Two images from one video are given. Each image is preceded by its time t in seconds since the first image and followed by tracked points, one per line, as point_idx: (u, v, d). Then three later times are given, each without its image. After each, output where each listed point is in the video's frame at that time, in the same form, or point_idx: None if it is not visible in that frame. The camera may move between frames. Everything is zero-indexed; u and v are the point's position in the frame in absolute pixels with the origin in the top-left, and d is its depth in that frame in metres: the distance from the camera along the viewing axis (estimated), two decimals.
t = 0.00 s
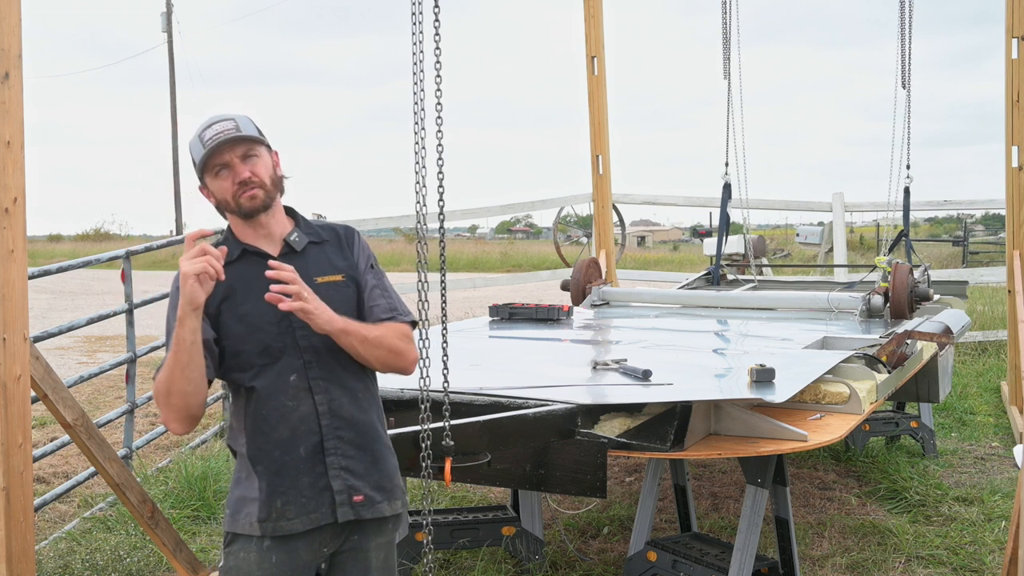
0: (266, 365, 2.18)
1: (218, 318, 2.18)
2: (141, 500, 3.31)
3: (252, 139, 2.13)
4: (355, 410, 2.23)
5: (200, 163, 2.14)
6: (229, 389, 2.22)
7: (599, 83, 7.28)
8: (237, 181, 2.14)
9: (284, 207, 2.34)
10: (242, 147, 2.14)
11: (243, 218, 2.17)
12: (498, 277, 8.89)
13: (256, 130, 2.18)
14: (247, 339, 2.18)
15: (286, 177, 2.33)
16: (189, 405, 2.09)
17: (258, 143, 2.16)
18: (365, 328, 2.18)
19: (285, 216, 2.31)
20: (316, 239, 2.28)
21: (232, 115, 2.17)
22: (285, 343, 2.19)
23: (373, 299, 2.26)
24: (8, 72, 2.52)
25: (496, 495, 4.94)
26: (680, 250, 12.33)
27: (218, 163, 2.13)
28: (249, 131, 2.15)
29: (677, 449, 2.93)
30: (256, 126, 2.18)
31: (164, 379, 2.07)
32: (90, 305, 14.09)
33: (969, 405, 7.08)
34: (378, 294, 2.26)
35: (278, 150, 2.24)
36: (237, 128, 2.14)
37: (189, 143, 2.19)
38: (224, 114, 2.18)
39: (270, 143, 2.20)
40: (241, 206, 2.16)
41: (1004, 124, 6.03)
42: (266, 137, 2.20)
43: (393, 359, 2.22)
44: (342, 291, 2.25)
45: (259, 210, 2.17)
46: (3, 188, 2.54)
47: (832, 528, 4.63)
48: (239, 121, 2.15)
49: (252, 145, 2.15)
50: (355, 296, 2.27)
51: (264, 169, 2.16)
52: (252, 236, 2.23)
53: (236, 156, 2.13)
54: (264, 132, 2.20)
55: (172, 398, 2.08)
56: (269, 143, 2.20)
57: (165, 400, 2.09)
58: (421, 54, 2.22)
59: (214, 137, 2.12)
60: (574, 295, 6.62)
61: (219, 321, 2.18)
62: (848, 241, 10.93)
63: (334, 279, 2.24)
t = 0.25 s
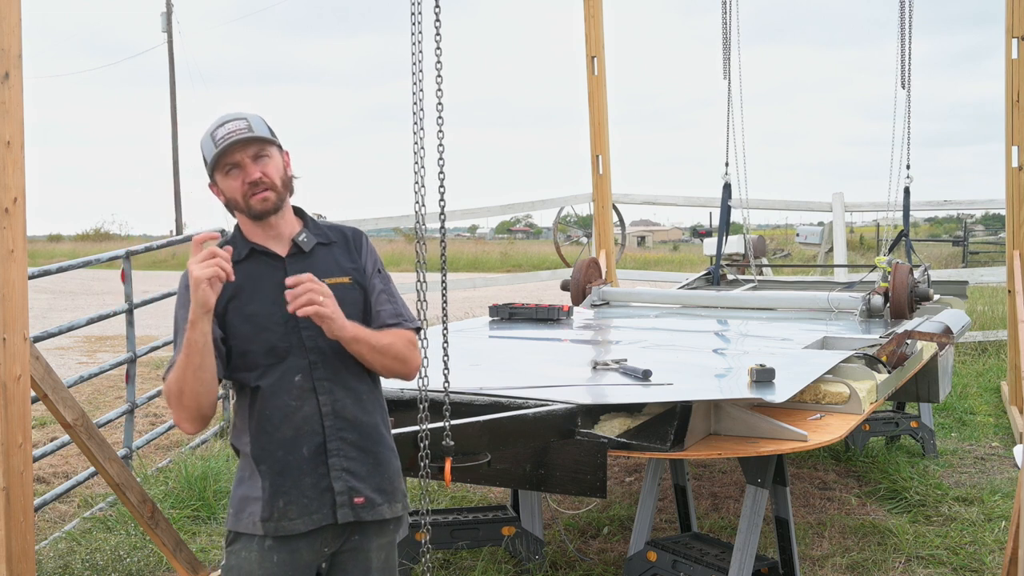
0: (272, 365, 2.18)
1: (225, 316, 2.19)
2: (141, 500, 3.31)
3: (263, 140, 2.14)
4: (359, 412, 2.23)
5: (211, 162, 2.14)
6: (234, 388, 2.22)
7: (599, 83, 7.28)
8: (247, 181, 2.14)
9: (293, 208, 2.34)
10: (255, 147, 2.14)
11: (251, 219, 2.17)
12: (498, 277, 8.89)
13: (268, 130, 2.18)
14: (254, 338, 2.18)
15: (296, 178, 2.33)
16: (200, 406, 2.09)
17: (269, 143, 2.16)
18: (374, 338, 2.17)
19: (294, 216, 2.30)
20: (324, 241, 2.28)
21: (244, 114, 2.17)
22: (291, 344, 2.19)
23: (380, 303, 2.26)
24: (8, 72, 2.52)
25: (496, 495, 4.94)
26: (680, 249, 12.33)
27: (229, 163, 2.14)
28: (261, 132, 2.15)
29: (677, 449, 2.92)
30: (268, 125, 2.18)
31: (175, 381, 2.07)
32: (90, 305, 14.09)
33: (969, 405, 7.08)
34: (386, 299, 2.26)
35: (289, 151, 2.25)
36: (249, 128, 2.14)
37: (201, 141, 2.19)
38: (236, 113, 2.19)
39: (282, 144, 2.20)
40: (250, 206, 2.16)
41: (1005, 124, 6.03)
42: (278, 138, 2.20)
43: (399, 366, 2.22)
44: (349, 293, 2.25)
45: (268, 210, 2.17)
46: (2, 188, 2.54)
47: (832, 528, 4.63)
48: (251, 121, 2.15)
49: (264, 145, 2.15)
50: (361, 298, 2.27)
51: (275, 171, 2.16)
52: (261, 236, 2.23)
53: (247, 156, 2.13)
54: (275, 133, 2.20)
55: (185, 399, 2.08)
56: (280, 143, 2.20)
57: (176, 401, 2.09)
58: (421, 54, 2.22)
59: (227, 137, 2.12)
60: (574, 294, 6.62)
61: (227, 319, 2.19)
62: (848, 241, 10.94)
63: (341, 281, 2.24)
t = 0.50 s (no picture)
0: (275, 364, 2.18)
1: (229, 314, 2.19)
2: (140, 500, 3.31)
3: (269, 143, 2.13)
4: (361, 413, 2.23)
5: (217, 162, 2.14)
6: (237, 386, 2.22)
7: (599, 84, 7.28)
8: (253, 183, 2.14)
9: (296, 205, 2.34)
10: (261, 149, 2.14)
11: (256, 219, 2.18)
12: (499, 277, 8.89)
13: (274, 132, 2.17)
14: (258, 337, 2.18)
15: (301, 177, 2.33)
16: (238, 399, 2.07)
17: (276, 146, 2.16)
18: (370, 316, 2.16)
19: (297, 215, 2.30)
20: (327, 241, 2.28)
21: (252, 115, 2.16)
22: (294, 343, 2.19)
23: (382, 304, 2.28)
24: (8, 72, 2.52)
25: (496, 495, 4.94)
26: (680, 249, 12.33)
27: (235, 164, 2.14)
28: (268, 135, 2.14)
29: (677, 449, 2.92)
30: (274, 127, 2.17)
31: (218, 376, 2.04)
32: (90, 305, 14.09)
33: (969, 405, 7.08)
34: (384, 287, 2.28)
35: (295, 151, 2.24)
36: (256, 131, 2.13)
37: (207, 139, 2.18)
38: (244, 113, 2.17)
39: (288, 146, 2.19)
40: (254, 208, 2.16)
41: (1005, 124, 6.03)
42: (285, 140, 2.19)
43: (397, 340, 2.19)
44: (350, 294, 2.27)
45: (272, 212, 2.17)
46: (2, 188, 2.54)
47: (832, 528, 4.63)
48: (258, 122, 2.14)
49: (270, 148, 2.15)
50: (362, 299, 2.29)
51: (280, 173, 2.16)
52: (264, 236, 2.24)
53: (253, 158, 2.13)
54: (282, 135, 2.19)
55: (226, 394, 2.05)
56: (287, 145, 2.19)
57: (213, 397, 2.06)
58: (421, 54, 2.22)
59: (234, 139, 2.12)
60: (574, 294, 6.62)
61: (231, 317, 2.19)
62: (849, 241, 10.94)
63: (342, 281, 2.26)
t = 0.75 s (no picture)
0: (283, 358, 2.19)
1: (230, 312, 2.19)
2: (141, 500, 3.32)
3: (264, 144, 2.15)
4: (371, 402, 2.25)
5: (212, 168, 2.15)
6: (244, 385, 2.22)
7: (599, 84, 7.29)
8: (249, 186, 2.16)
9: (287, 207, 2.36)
10: (254, 152, 2.16)
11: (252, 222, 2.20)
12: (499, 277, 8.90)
13: (265, 135, 2.19)
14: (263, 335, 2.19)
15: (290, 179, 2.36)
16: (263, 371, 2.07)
17: (269, 148, 2.18)
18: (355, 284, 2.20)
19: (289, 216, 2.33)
20: (320, 237, 2.33)
21: (242, 119, 2.18)
22: (300, 337, 2.21)
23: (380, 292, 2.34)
24: (8, 72, 2.53)
25: (495, 495, 4.94)
26: (679, 249, 12.33)
27: (230, 168, 2.15)
28: (259, 136, 2.16)
29: (677, 449, 2.92)
30: (265, 129, 2.19)
31: (240, 346, 2.04)
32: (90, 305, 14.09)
33: (969, 405, 7.08)
34: (365, 266, 2.31)
35: (284, 153, 2.26)
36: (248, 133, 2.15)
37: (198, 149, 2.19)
38: (233, 118, 2.19)
39: (280, 147, 2.21)
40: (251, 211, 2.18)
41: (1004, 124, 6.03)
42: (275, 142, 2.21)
43: (379, 309, 2.19)
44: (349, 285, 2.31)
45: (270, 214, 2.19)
46: (3, 188, 2.54)
47: (832, 528, 4.64)
48: (249, 126, 2.16)
49: (263, 150, 2.17)
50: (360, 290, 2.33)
51: (275, 174, 2.19)
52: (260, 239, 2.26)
53: (247, 161, 2.15)
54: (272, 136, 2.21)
55: (250, 365, 2.05)
56: (278, 147, 2.21)
57: (237, 373, 2.06)
58: (423, 55, 2.22)
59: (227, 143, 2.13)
60: (573, 294, 6.62)
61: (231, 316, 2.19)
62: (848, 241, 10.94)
63: (340, 272, 2.31)
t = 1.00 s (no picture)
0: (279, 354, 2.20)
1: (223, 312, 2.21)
2: (141, 500, 3.32)
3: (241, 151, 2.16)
4: (367, 397, 2.25)
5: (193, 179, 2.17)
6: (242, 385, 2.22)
7: (599, 84, 7.29)
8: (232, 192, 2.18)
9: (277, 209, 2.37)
10: (232, 158, 2.17)
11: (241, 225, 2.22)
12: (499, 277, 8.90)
13: (241, 140, 2.20)
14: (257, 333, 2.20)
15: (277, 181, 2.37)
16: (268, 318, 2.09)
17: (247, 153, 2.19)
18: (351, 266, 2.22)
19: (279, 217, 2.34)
20: (311, 236, 2.34)
21: (218, 127, 2.19)
22: (295, 334, 2.22)
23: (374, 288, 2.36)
24: (8, 73, 2.53)
25: (495, 495, 4.94)
26: (679, 249, 12.34)
27: (212, 177, 2.17)
28: (236, 144, 2.18)
29: (677, 449, 2.92)
30: (241, 135, 2.20)
31: (243, 291, 2.06)
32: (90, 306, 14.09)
33: (969, 405, 7.08)
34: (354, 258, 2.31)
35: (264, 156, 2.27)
36: (225, 141, 2.16)
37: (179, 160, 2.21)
38: (210, 127, 2.20)
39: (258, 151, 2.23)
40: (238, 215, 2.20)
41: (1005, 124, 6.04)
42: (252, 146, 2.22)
43: (370, 288, 2.19)
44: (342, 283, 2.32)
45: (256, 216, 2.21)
46: (3, 188, 2.54)
47: (832, 528, 4.64)
48: (225, 133, 2.17)
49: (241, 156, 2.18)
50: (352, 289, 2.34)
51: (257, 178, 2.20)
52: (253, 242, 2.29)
53: (227, 168, 2.16)
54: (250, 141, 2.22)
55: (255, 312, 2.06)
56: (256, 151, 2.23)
57: (240, 321, 2.07)
58: (425, 55, 2.22)
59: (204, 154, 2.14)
60: (573, 294, 6.62)
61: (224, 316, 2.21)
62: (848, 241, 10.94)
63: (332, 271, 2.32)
